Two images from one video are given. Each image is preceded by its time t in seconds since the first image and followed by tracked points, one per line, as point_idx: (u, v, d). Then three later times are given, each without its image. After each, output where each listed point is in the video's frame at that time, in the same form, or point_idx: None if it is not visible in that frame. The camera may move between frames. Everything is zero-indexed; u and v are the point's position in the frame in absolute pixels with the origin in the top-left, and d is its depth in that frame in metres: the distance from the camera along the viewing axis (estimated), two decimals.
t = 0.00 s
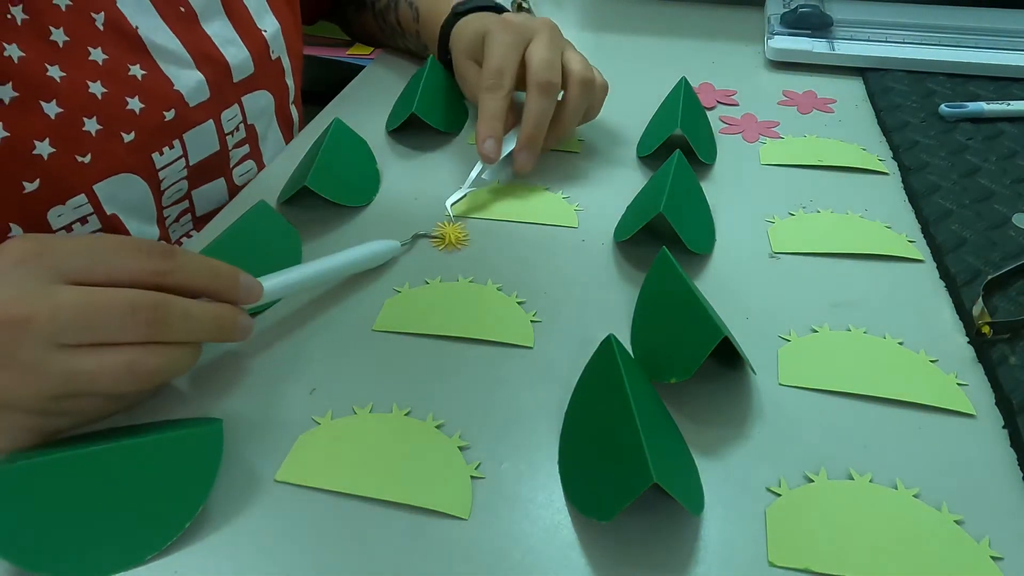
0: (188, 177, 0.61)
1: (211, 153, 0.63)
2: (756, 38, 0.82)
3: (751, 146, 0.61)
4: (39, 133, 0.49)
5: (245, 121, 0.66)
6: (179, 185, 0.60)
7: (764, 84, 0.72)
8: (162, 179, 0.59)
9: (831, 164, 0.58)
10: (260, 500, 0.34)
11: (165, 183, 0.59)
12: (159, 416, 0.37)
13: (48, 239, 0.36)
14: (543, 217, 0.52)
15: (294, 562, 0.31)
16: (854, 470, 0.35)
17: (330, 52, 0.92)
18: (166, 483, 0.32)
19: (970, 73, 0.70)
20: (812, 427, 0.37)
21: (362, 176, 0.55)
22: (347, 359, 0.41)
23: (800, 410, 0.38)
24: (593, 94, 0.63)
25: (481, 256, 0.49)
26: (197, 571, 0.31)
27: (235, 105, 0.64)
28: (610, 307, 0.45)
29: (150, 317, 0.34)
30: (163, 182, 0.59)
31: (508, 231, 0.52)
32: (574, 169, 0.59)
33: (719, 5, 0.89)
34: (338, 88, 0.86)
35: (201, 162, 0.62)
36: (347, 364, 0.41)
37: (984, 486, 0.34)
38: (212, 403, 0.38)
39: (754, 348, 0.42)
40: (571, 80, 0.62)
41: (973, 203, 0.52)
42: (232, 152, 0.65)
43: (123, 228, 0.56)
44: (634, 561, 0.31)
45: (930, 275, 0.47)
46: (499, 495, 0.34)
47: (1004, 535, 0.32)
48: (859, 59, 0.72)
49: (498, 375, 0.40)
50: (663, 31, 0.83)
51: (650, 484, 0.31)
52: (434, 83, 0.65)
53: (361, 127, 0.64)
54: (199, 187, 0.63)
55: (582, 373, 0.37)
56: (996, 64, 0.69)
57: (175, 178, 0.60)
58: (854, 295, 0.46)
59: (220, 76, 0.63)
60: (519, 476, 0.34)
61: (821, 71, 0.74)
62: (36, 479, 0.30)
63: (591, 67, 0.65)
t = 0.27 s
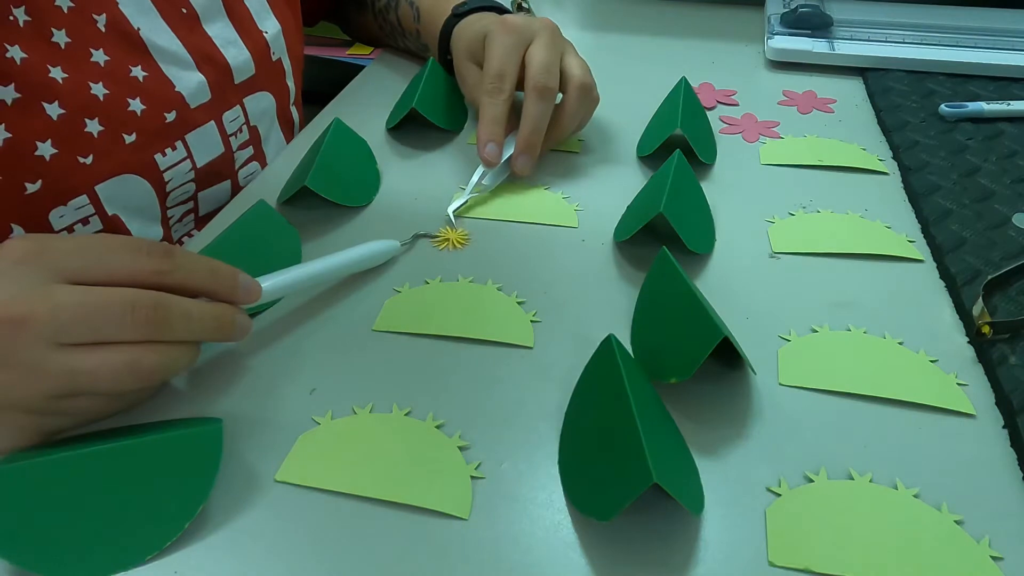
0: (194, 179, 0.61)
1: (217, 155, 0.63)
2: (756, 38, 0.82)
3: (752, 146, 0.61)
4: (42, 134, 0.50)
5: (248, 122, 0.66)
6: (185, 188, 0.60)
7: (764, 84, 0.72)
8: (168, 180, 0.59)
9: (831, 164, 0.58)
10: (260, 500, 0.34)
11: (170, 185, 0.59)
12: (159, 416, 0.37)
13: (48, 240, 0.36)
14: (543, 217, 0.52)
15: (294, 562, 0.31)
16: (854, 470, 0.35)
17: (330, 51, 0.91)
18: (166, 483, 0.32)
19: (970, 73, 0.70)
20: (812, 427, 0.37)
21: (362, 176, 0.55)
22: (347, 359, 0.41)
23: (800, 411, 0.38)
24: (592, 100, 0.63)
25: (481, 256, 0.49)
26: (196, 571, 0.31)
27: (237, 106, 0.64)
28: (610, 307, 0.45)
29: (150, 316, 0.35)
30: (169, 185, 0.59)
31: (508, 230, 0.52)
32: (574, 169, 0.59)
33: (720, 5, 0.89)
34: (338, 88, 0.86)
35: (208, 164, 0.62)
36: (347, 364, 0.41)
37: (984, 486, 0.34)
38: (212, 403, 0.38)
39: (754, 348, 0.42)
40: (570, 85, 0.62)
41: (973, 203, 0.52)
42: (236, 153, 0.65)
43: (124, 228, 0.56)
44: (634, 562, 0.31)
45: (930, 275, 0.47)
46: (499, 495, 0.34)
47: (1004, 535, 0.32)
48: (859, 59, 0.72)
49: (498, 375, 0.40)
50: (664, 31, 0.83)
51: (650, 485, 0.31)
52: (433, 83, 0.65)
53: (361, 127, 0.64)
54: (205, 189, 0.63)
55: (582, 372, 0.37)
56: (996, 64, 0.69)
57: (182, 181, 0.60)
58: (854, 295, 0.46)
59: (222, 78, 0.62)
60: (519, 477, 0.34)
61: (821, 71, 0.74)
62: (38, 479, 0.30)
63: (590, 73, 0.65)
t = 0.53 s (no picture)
0: (197, 179, 0.61)
1: (218, 155, 0.63)
2: (756, 38, 0.82)
3: (751, 146, 0.61)
4: (43, 134, 0.50)
5: (250, 123, 0.66)
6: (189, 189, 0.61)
7: (764, 84, 0.72)
8: (170, 181, 0.59)
9: (831, 164, 0.58)
10: (260, 500, 0.34)
11: (172, 185, 0.59)
12: (158, 416, 0.37)
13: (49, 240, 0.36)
14: (543, 217, 0.52)
15: (294, 563, 0.31)
16: (854, 470, 0.35)
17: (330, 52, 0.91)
18: (166, 483, 0.32)
19: (970, 73, 0.70)
20: (812, 428, 0.37)
21: (362, 176, 0.55)
22: (347, 359, 0.41)
23: (800, 411, 0.38)
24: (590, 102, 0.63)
25: (481, 256, 0.49)
26: (196, 571, 0.31)
27: (238, 107, 0.64)
28: (610, 307, 0.45)
29: (150, 316, 0.34)
30: (172, 187, 0.59)
31: (507, 230, 0.52)
32: (574, 169, 0.59)
33: (720, 5, 0.89)
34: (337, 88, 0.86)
35: (209, 165, 0.62)
36: (346, 364, 0.41)
37: (984, 486, 0.34)
38: (212, 403, 0.38)
39: (754, 348, 0.42)
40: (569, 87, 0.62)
41: (973, 203, 0.52)
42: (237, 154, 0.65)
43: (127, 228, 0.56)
44: (634, 562, 0.31)
45: (930, 275, 0.47)
46: (499, 495, 0.34)
47: (1004, 535, 0.32)
48: (859, 59, 0.72)
49: (498, 375, 0.40)
50: (664, 31, 0.83)
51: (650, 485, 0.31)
52: (433, 82, 0.65)
53: (361, 127, 0.64)
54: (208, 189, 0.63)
55: (582, 372, 0.37)
56: (996, 64, 0.69)
57: (184, 182, 0.60)
58: (854, 295, 0.46)
59: (223, 78, 0.62)
60: (519, 477, 0.34)
61: (821, 71, 0.74)
62: (38, 478, 0.30)
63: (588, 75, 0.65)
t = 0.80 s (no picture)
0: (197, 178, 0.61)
1: (218, 153, 0.63)
2: (757, 38, 0.82)
3: (751, 146, 0.61)
4: (43, 131, 0.50)
5: (249, 121, 0.66)
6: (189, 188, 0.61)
7: (764, 84, 0.72)
8: (170, 179, 0.59)
9: (831, 164, 0.58)
10: (261, 500, 0.34)
11: (172, 184, 0.59)
12: (158, 416, 0.37)
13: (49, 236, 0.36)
14: (543, 217, 0.52)
15: (294, 563, 0.31)
16: (854, 470, 0.35)
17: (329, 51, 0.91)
18: (166, 482, 0.32)
19: (969, 73, 0.70)
20: (812, 428, 0.37)
21: (362, 177, 0.55)
22: (347, 360, 0.41)
23: (800, 411, 0.38)
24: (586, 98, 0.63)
25: (481, 256, 0.49)
26: (196, 571, 0.31)
27: (238, 105, 0.64)
28: (610, 307, 0.45)
29: (150, 314, 0.34)
30: (172, 185, 0.59)
31: (508, 231, 0.52)
32: (574, 169, 0.59)
33: (720, 5, 0.89)
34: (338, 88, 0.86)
35: (209, 163, 0.62)
36: (346, 364, 0.41)
37: (984, 486, 0.34)
38: (212, 403, 0.38)
39: (754, 348, 0.42)
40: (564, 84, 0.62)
41: (973, 203, 0.52)
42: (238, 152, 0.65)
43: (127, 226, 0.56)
44: (634, 562, 0.31)
45: (930, 275, 0.47)
46: (499, 495, 0.34)
47: (1004, 535, 0.32)
48: (859, 59, 0.72)
49: (498, 375, 0.40)
50: (663, 31, 0.83)
51: (650, 485, 0.31)
52: (433, 83, 0.65)
53: (361, 127, 0.64)
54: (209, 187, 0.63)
55: (582, 372, 0.37)
56: (995, 64, 0.69)
57: (184, 180, 0.60)
58: (854, 295, 0.46)
59: (222, 76, 0.62)
60: (519, 477, 0.34)
61: (822, 71, 0.74)
62: (37, 477, 0.30)
63: (583, 70, 0.65)
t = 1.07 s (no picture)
0: (181, 160, 0.61)
1: (201, 136, 0.62)
2: (757, 38, 0.82)
3: (751, 146, 0.61)
4: (27, 111, 0.50)
5: (235, 105, 0.66)
6: (173, 171, 0.60)
7: (764, 84, 0.72)
8: (152, 161, 0.58)
9: (832, 164, 0.58)
10: (261, 500, 0.34)
11: (156, 166, 0.59)
12: (158, 415, 0.37)
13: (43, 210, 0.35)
14: (543, 217, 0.52)
15: (294, 562, 0.31)
16: (854, 471, 0.35)
17: (329, 50, 0.91)
18: (165, 482, 0.32)
19: (969, 73, 0.70)
20: (812, 428, 0.37)
21: (362, 176, 0.55)
22: (347, 360, 0.41)
23: (800, 411, 0.38)
24: (574, 86, 0.62)
25: (480, 255, 0.49)
26: (197, 571, 0.31)
27: (223, 88, 0.64)
28: (610, 307, 0.45)
29: (149, 285, 0.34)
30: (155, 167, 0.59)
31: (508, 231, 0.52)
32: (575, 169, 0.59)
33: (720, 5, 0.89)
34: (338, 89, 0.86)
35: (193, 145, 0.62)
36: (347, 365, 0.41)
37: (984, 486, 0.34)
38: (212, 403, 0.38)
39: (754, 348, 0.42)
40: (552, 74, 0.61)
41: (973, 203, 0.52)
42: (223, 136, 0.65)
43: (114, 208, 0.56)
44: (634, 562, 0.31)
45: (930, 275, 0.47)
46: (499, 495, 0.34)
47: (1004, 535, 0.32)
48: (859, 59, 0.72)
49: (498, 375, 0.40)
50: (663, 31, 0.83)
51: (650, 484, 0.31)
52: (434, 83, 0.65)
53: (361, 127, 0.64)
54: (195, 172, 0.63)
55: (582, 372, 0.37)
56: (995, 64, 0.70)
57: (167, 162, 0.60)
58: (854, 295, 0.46)
59: (206, 59, 0.62)
60: (519, 477, 0.34)
61: (822, 71, 0.74)
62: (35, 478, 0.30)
63: (572, 57, 0.63)
